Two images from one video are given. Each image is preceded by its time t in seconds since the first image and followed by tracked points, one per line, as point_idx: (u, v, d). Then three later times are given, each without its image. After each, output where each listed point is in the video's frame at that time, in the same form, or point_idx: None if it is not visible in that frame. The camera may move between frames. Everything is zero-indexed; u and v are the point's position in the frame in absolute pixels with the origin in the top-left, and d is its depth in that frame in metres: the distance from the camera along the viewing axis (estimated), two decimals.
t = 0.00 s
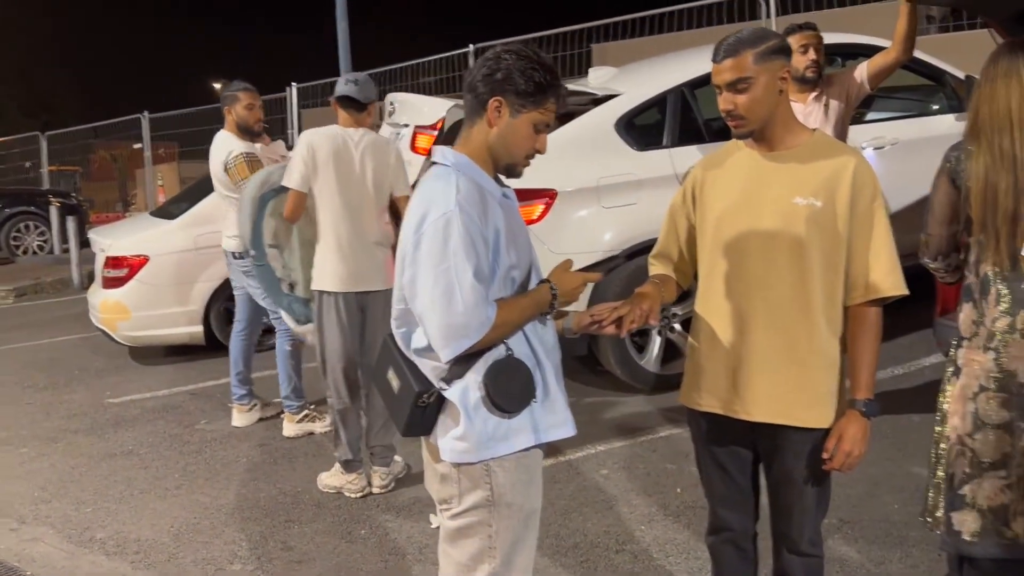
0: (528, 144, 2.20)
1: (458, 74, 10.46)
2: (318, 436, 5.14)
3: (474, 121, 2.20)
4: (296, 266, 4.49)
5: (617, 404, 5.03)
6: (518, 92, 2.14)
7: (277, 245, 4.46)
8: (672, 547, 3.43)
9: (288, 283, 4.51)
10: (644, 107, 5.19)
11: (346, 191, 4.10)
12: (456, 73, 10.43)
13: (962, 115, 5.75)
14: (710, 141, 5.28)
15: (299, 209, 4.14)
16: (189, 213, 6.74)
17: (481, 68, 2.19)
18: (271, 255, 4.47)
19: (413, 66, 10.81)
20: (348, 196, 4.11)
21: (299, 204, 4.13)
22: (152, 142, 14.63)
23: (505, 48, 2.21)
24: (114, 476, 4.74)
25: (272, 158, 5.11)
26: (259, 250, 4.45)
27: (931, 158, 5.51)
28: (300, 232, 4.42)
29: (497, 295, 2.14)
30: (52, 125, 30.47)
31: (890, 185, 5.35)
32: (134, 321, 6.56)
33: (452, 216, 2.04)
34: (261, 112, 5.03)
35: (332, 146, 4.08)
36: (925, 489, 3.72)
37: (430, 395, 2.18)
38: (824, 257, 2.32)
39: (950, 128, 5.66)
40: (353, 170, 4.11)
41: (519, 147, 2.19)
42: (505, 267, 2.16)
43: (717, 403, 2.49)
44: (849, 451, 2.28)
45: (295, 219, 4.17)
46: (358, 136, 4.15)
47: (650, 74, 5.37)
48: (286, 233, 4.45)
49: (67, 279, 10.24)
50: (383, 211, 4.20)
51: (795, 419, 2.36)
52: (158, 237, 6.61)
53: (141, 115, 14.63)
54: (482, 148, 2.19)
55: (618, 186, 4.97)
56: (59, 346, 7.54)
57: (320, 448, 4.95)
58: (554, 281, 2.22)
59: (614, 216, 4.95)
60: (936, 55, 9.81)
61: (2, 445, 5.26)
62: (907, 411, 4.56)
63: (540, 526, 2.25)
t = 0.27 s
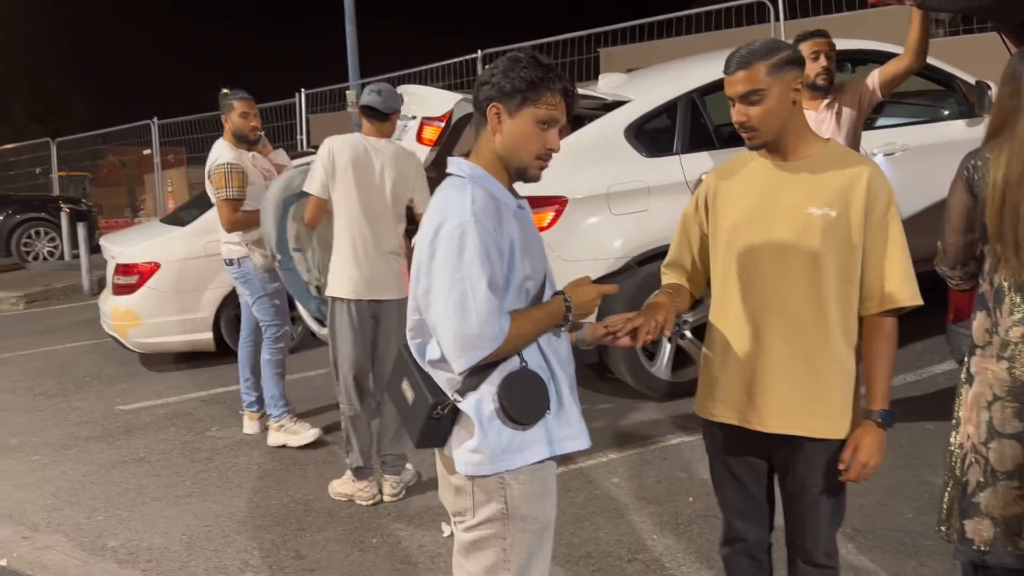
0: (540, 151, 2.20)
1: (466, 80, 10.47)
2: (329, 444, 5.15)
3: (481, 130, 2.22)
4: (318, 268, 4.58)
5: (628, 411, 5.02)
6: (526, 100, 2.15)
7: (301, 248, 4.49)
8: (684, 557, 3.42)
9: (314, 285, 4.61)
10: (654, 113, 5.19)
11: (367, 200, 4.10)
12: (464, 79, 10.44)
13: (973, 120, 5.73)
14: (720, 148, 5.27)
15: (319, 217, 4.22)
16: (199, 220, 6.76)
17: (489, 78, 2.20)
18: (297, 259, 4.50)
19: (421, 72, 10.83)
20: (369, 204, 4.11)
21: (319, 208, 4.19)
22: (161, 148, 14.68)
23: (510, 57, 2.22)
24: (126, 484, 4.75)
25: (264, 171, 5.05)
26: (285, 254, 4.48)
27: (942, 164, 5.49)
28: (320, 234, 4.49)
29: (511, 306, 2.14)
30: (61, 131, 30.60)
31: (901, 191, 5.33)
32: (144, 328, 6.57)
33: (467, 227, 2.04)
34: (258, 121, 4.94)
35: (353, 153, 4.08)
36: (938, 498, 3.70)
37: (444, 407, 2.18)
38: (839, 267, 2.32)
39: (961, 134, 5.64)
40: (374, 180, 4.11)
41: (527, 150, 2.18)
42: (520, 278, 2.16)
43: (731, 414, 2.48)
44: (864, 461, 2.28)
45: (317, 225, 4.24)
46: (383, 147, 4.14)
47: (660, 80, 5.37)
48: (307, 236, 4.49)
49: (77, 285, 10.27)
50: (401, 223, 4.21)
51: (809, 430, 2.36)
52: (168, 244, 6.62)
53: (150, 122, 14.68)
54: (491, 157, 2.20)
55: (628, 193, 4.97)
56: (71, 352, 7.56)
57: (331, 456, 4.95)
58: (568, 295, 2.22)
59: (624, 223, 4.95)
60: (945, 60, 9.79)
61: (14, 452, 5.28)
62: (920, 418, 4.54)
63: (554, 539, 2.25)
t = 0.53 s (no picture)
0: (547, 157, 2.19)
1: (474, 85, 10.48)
2: (339, 451, 5.15)
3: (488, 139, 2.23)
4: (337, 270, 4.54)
5: (638, 418, 5.01)
6: (530, 107, 2.15)
7: (320, 254, 4.49)
8: (695, 565, 3.41)
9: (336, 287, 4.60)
10: (663, 119, 5.18)
11: (381, 208, 4.10)
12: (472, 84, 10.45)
13: (983, 125, 5.70)
14: (729, 154, 5.26)
15: (333, 223, 4.23)
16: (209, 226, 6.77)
17: (494, 86, 2.19)
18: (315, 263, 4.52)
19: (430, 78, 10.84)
20: (384, 213, 4.11)
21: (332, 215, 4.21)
22: (171, 154, 14.73)
23: (514, 63, 2.22)
24: (136, 490, 4.76)
25: (258, 178, 5.07)
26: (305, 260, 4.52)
27: (952, 170, 5.47)
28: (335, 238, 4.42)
29: (522, 315, 2.13)
30: (70, 137, 30.74)
31: (912, 197, 5.31)
32: (154, 334, 6.59)
33: (478, 235, 2.03)
34: (254, 129, 5.00)
35: (368, 161, 4.08)
36: (951, 506, 3.68)
37: (455, 416, 2.17)
38: (852, 275, 2.30)
39: (971, 139, 5.62)
40: (388, 188, 4.12)
41: (530, 150, 2.16)
42: (531, 286, 2.16)
43: (743, 423, 2.47)
44: (878, 471, 2.27)
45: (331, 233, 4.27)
46: (398, 156, 4.14)
47: (669, 86, 5.36)
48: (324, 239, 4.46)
49: (86, 290, 10.30)
50: (413, 233, 4.22)
51: (823, 439, 2.34)
52: (178, 250, 6.64)
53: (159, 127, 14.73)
54: (497, 164, 2.20)
55: (637, 199, 4.96)
56: (80, 358, 7.59)
57: (341, 462, 4.95)
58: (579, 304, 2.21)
59: (634, 229, 4.94)
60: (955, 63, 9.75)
61: (24, 459, 5.29)
62: (931, 426, 4.52)
63: (565, 550, 2.24)
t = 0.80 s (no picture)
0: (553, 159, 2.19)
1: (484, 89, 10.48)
2: (348, 455, 5.14)
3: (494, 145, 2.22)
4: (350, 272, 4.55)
5: (648, 423, 4.99)
6: (533, 109, 2.13)
7: (332, 259, 4.49)
8: (706, 571, 3.38)
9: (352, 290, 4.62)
10: (673, 122, 5.17)
11: (387, 211, 4.11)
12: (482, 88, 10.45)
13: (995, 128, 5.67)
14: (740, 157, 5.24)
15: (339, 228, 4.22)
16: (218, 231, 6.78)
17: (497, 88, 2.18)
18: (329, 268, 4.54)
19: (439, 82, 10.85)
20: (391, 216, 4.12)
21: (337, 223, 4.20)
22: (181, 159, 14.77)
23: (516, 66, 2.20)
24: (146, 495, 4.76)
25: (256, 184, 5.15)
26: (317, 266, 4.54)
27: (964, 173, 5.43)
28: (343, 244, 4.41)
29: (531, 317, 2.12)
30: (81, 142, 30.89)
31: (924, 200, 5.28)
32: (164, 338, 6.60)
33: (485, 237, 2.02)
34: (254, 135, 5.08)
35: (373, 166, 4.08)
36: (966, 512, 3.65)
37: (465, 421, 2.16)
38: (864, 277, 2.28)
39: (984, 142, 5.58)
40: (394, 192, 4.11)
41: (535, 153, 2.15)
42: (540, 287, 2.15)
43: (756, 427, 2.45)
44: (893, 475, 2.24)
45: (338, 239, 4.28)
46: (401, 159, 4.13)
47: (679, 89, 5.34)
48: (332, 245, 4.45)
49: (97, 295, 10.33)
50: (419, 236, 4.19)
51: (837, 444, 2.32)
52: (188, 254, 6.65)
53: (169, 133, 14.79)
54: (503, 166, 2.19)
55: (647, 202, 4.94)
56: (91, 362, 7.61)
57: (351, 467, 4.94)
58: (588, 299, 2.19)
59: (644, 233, 4.92)
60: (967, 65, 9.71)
61: (35, 463, 5.30)
62: (945, 431, 4.48)
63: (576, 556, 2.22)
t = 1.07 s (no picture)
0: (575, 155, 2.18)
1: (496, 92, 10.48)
2: (361, 458, 5.13)
3: (510, 149, 2.17)
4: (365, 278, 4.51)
5: (662, 426, 4.96)
6: (569, 126, 2.11)
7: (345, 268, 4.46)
8: None
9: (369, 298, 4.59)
10: (686, 124, 5.14)
11: (393, 216, 4.11)
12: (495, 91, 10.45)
13: (1012, 129, 5.62)
14: (754, 159, 5.20)
15: (347, 237, 4.24)
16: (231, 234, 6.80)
17: (511, 96, 2.14)
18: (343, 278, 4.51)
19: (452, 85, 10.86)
20: (398, 220, 4.11)
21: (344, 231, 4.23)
22: (194, 163, 14.83)
23: (528, 71, 2.16)
24: (159, 498, 4.76)
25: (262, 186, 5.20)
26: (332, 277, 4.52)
27: (980, 174, 5.39)
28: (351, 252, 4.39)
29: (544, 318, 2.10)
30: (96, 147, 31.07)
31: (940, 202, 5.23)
32: (177, 341, 6.62)
33: (493, 239, 2.01)
34: (259, 137, 5.13)
35: (373, 174, 4.09)
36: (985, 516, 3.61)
37: (476, 423, 2.14)
38: (880, 279, 2.26)
39: (1000, 143, 5.54)
40: (395, 198, 4.11)
41: (562, 164, 2.13)
42: (555, 287, 2.14)
43: (773, 431, 2.43)
44: (912, 478, 2.21)
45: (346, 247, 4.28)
46: (400, 163, 4.13)
47: (692, 91, 5.31)
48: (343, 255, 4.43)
49: (111, 298, 10.37)
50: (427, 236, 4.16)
51: (854, 447, 2.30)
52: (201, 258, 6.67)
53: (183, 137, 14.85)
54: (524, 173, 2.16)
55: (660, 205, 4.92)
56: (105, 366, 7.63)
57: (363, 470, 4.94)
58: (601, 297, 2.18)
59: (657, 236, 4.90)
60: (982, 66, 9.64)
61: (49, 466, 5.31)
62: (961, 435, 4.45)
63: (589, 560, 2.21)
